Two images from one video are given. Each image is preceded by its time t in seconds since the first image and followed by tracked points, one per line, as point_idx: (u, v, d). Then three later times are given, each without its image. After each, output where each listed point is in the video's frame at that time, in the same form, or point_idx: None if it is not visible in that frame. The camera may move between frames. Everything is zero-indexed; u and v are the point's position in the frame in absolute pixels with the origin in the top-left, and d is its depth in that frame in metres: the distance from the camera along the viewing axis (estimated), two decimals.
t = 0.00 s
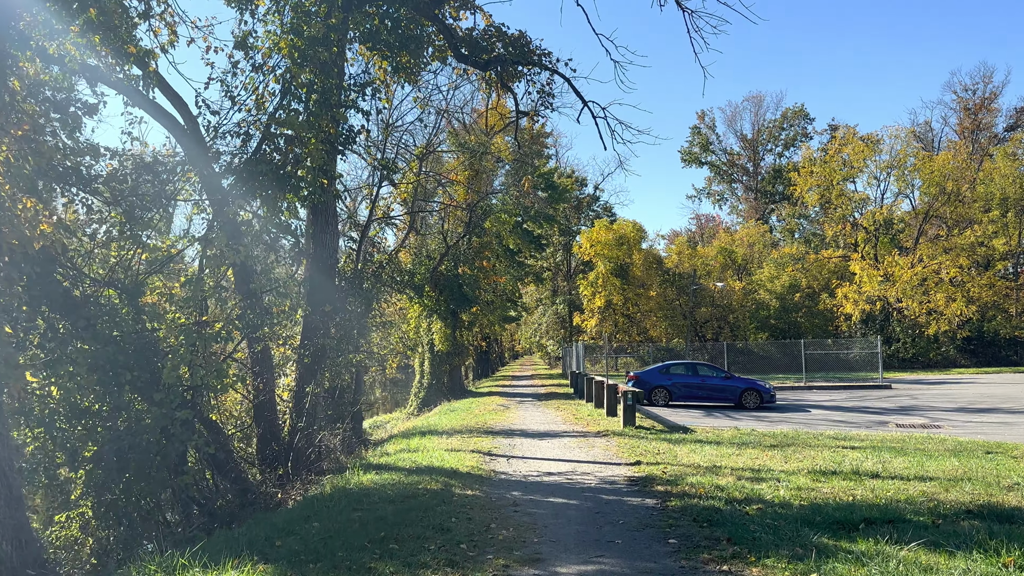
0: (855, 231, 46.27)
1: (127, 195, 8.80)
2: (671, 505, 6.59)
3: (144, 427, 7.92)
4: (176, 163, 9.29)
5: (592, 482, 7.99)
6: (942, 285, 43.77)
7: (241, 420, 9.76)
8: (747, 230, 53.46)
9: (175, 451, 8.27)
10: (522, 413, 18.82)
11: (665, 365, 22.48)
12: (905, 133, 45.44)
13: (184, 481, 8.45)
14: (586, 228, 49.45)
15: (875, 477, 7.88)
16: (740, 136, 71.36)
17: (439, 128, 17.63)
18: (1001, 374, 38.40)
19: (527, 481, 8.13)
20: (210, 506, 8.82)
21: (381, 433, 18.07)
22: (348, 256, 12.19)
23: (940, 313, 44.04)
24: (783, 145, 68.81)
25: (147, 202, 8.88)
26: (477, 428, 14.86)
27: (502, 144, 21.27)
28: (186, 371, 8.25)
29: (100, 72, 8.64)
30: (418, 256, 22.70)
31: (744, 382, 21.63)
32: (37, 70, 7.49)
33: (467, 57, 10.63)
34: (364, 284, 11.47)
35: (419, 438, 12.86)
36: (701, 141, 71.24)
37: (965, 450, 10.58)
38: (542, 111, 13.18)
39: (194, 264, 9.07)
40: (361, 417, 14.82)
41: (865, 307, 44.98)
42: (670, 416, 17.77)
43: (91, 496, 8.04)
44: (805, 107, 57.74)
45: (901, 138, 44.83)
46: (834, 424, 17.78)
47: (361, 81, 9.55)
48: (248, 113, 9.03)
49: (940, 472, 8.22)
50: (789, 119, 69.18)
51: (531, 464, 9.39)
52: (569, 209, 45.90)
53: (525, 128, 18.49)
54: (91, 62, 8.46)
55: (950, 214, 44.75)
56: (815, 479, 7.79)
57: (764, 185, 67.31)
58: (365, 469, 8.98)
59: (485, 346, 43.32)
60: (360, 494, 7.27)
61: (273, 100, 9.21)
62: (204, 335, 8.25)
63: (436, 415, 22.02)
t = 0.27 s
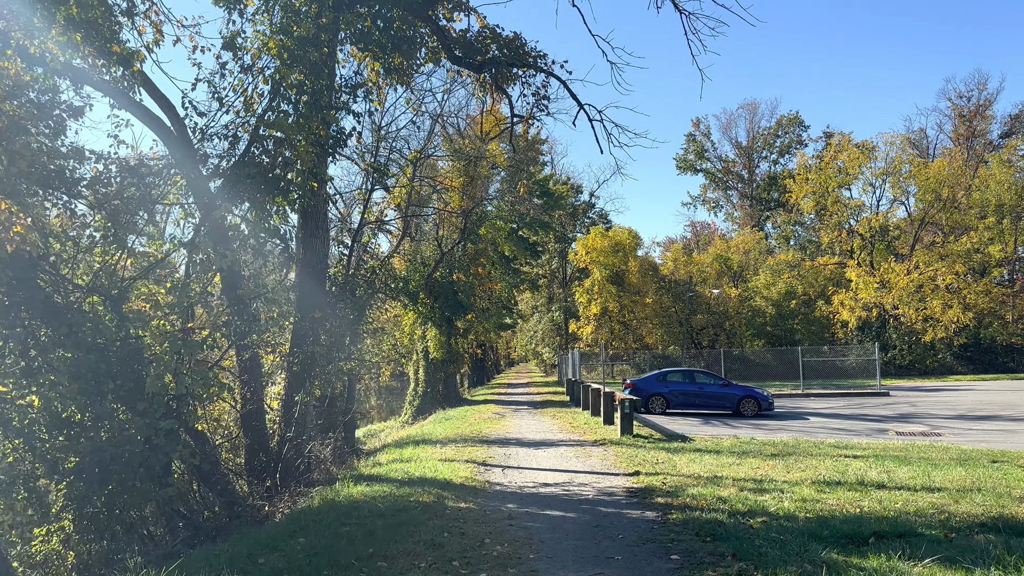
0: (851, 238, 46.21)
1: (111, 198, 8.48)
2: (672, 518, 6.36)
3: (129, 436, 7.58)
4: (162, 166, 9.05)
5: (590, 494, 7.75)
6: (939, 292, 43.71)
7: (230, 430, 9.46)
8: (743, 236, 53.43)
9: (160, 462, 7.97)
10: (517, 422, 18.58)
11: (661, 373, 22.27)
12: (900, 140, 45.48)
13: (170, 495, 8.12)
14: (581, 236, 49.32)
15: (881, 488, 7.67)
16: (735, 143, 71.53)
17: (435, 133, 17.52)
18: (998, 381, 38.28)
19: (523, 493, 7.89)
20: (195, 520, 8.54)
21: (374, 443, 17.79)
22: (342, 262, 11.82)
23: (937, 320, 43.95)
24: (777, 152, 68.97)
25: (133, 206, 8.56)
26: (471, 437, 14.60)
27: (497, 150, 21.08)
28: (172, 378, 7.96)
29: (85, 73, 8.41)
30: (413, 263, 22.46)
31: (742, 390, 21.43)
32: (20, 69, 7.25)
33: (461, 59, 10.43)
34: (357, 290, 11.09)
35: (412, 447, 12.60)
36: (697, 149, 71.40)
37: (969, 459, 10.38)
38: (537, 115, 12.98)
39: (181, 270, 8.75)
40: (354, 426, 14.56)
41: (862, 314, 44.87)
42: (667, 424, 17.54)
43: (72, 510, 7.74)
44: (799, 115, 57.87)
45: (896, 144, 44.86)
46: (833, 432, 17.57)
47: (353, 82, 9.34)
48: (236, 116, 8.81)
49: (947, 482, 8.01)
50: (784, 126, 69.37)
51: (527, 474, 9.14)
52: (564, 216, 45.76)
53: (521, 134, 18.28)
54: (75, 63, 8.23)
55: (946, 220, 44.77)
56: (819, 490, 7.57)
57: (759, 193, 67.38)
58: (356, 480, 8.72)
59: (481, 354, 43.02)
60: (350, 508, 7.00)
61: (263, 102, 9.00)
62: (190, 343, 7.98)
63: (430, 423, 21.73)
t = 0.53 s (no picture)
0: (844, 247, 46.23)
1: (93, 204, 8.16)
2: (673, 536, 6.12)
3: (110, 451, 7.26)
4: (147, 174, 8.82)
5: (588, 509, 7.50)
6: (932, 301, 43.73)
7: (214, 445, 9.18)
8: (737, 246, 53.44)
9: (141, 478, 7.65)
10: (511, 434, 18.30)
11: (657, 383, 22.04)
12: (892, 149, 45.64)
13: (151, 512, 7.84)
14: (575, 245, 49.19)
15: (886, 502, 7.46)
16: (728, 153, 71.73)
17: (427, 141, 17.32)
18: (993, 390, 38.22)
19: (518, 509, 7.63)
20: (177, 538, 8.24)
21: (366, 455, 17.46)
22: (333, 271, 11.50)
23: (931, 329, 43.92)
24: (770, 162, 69.22)
25: (116, 214, 8.22)
26: (465, 449, 14.33)
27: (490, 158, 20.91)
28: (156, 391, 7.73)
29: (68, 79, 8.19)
30: (406, 272, 22.22)
31: (738, 400, 21.23)
32: None
33: (454, 64, 10.26)
34: (348, 300, 10.76)
35: (404, 460, 12.33)
36: (689, 158, 71.56)
37: (972, 471, 10.19)
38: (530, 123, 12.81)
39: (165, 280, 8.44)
40: (345, 439, 14.27)
41: (856, 323, 44.80)
42: (664, 435, 17.30)
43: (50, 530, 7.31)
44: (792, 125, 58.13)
45: (889, 153, 45.00)
46: (831, 443, 17.37)
47: (342, 87, 9.15)
48: (223, 121, 8.59)
49: (953, 496, 7.81)
50: (777, 136, 69.65)
51: (522, 488, 8.89)
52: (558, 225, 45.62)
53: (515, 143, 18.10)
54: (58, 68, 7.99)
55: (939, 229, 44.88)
56: (823, 505, 7.35)
57: (752, 202, 67.52)
58: (345, 496, 8.44)
59: (474, 363, 42.71)
60: (338, 526, 6.72)
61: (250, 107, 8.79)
62: (174, 354, 7.70)
63: (423, 435, 21.42)
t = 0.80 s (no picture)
0: (837, 256, 46.25)
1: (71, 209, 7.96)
2: (673, 552, 5.86)
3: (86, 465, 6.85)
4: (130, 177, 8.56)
5: (584, 523, 7.23)
6: (926, 310, 43.73)
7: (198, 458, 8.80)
8: (730, 255, 53.43)
9: (119, 494, 7.29)
10: (505, 444, 17.99)
11: (652, 393, 21.79)
12: (885, 158, 45.77)
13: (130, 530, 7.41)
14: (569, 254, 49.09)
15: (892, 515, 7.21)
16: (721, 162, 71.95)
17: (419, 148, 17.11)
18: (987, 399, 38.13)
19: (511, 523, 7.35)
20: (155, 556, 7.89)
21: (357, 467, 17.15)
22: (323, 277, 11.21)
23: (925, 338, 43.87)
24: (763, 171, 69.44)
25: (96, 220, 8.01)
26: (457, 460, 14.04)
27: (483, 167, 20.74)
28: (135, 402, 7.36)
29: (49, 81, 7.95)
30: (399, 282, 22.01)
31: (734, 409, 21.01)
32: None
33: (445, 67, 10.05)
34: (342, 309, 10.29)
35: (394, 473, 12.02)
36: (682, 168, 71.71)
37: (976, 481, 9.97)
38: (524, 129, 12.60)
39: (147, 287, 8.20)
40: (335, 450, 13.94)
41: (850, 332, 44.73)
42: (660, 445, 17.06)
43: (22, 547, 7.00)
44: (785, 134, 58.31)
45: (881, 162, 45.14)
46: (828, 453, 17.16)
47: (331, 89, 8.94)
48: (207, 124, 8.37)
49: (961, 508, 7.57)
50: (770, 145, 69.91)
51: (515, 501, 8.61)
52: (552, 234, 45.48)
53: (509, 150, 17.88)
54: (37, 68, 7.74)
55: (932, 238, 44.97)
56: (827, 519, 7.10)
57: (745, 211, 67.65)
58: (332, 511, 8.14)
59: (468, 373, 42.41)
60: (323, 543, 6.43)
61: (236, 109, 8.58)
62: (154, 364, 7.39)
63: (415, 446, 21.11)
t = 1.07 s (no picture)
0: (833, 263, 46.14)
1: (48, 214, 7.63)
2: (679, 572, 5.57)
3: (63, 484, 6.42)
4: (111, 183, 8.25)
5: (584, 541, 6.94)
6: (922, 317, 43.58)
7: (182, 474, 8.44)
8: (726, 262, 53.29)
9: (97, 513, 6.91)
10: (501, 455, 17.65)
11: (650, 402, 21.49)
12: (880, 165, 45.78)
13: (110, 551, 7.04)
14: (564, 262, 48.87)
15: (904, 530, 6.96)
16: (716, 170, 72.03)
17: (414, 154, 16.88)
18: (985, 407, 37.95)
19: (508, 541, 7.05)
20: None
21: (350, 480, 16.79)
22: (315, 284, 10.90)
23: (922, 345, 43.71)
24: (758, 179, 69.50)
25: (76, 226, 7.69)
26: (452, 473, 13.71)
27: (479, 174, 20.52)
28: (113, 414, 7.05)
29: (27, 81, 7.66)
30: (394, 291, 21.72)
31: (733, 419, 20.75)
32: None
33: (438, 69, 9.82)
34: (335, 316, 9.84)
35: (387, 487, 11.68)
36: (677, 176, 71.73)
37: (985, 493, 9.72)
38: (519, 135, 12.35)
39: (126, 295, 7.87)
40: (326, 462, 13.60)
41: (847, 339, 44.56)
42: (659, 456, 16.77)
43: None
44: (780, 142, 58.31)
45: (877, 169, 45.12)
46: (829, 462, 16.91)
47: (320, 92, 8.69)
48: (192, 127, 8.09)
49: (974, 522, 7.32)
50: (764, 153, 70.01)
51: (512, 517, 8.30)
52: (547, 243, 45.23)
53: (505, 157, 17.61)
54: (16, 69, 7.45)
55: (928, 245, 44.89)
56: (837, 535, 6.84)
57: (741, 219, 67.64)
58: (322, 528, 7.81)
59: (463, 383, 42.04)
60: (311, 564, 6.10)
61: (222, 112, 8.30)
62: (136, 375, 7.06)
63: (410, 457, 20.75)
